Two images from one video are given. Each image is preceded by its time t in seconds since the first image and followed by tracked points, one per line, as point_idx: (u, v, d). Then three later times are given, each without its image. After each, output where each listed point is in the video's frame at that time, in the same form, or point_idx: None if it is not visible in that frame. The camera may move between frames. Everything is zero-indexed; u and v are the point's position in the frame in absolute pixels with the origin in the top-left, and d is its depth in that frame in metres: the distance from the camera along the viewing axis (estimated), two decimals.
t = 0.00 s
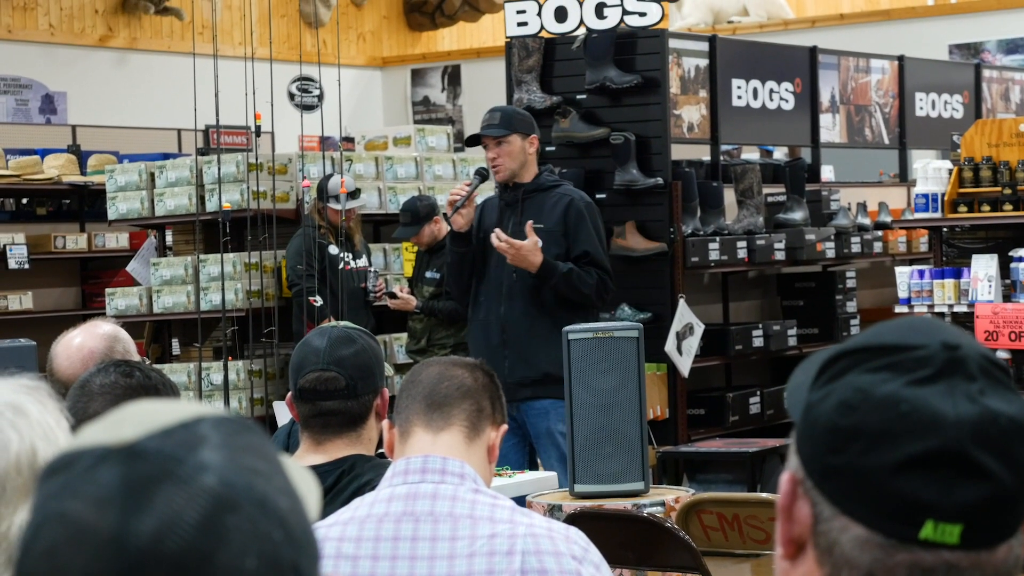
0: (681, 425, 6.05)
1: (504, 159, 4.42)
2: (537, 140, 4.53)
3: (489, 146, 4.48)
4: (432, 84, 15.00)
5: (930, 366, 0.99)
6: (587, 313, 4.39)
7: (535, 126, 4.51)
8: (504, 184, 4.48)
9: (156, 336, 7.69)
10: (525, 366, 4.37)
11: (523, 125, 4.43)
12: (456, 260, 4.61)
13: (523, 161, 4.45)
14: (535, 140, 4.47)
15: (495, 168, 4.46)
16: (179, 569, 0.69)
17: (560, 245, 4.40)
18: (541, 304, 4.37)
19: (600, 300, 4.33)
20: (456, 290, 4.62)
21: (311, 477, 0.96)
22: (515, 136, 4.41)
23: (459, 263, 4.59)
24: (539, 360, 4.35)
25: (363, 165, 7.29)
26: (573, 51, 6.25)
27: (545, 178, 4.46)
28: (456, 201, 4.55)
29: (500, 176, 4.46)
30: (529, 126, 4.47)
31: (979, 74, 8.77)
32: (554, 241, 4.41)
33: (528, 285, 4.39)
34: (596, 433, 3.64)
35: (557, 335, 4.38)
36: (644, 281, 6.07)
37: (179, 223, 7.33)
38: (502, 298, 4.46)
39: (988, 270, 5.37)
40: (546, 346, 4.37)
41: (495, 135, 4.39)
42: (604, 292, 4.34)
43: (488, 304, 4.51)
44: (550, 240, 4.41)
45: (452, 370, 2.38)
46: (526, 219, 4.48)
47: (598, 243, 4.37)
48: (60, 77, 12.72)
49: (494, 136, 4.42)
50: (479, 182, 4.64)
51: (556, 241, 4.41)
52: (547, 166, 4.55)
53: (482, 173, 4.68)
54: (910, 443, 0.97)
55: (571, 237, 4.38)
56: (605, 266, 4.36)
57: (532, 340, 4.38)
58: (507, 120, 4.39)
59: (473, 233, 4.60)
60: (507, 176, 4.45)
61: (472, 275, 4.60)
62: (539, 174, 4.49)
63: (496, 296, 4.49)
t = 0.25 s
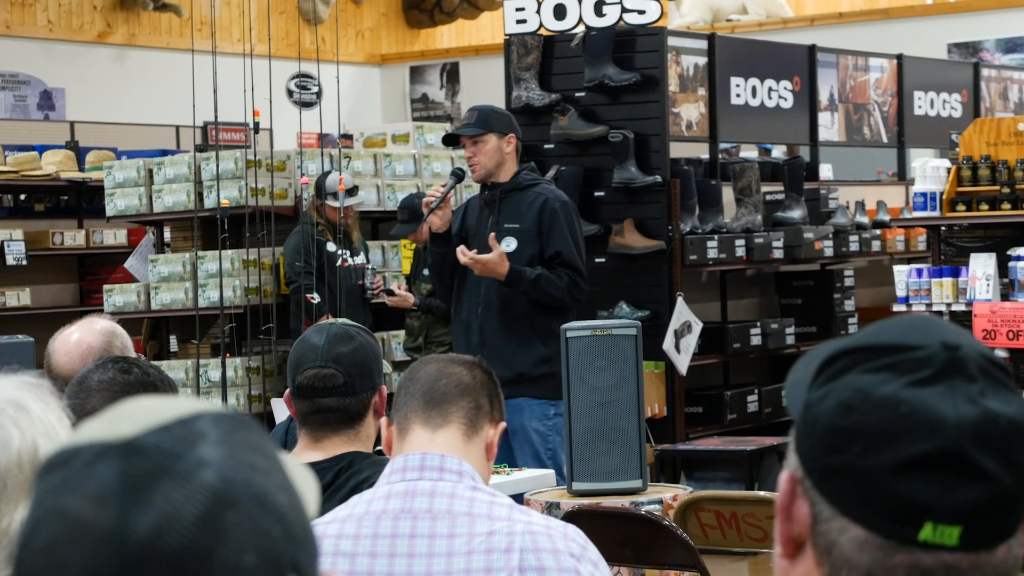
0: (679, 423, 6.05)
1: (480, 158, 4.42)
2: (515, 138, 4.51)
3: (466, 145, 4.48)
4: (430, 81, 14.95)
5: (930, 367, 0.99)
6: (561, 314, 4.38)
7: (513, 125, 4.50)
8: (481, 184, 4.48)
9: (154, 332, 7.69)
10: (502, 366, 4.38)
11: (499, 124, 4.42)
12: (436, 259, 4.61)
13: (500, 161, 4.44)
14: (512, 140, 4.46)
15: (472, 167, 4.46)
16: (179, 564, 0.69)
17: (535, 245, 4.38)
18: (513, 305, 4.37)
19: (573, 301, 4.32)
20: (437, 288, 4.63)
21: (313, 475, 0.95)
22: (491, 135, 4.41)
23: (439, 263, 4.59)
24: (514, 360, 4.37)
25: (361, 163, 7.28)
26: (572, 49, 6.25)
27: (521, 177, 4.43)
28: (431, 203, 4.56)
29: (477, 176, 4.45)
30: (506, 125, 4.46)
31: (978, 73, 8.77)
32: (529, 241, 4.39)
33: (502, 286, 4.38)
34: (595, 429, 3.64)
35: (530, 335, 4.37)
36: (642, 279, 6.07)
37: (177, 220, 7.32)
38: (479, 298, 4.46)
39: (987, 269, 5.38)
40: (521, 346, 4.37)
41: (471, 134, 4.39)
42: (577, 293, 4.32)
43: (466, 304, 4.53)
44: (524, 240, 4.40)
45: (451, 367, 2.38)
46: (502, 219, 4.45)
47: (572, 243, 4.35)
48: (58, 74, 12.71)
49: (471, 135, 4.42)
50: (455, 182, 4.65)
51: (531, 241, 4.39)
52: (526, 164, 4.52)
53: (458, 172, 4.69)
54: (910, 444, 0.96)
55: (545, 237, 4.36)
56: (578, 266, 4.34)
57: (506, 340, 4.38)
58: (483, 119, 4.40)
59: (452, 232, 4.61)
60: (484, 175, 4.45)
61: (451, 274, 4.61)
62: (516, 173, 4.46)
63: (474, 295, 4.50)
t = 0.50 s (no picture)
0: (680, 420, 6.05)
1: (465, 159, 4.35)
2: (502, 136, 4.43)
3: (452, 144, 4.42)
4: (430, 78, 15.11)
5: (932, 360, 0.99)
6: (542, 315, 4.29)
7: (500, 122, 4.41)
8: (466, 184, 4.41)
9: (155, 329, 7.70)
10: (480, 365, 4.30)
11: (483, 123, 4.34)
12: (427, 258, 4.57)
13: (485, 161, 4.37)
14: (497, 138, 4.38)
15: (458, 168, 4.40)
16: (185, 556, 0.69)
17: (517, 244, 4.32)
18: (491, 305, 4.29)
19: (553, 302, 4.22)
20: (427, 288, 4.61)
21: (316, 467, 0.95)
22: (475, 134, 4.34)
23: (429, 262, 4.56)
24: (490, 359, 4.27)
25: (362, 159, 7.27)
26: (572, 45, 6.25)
27: (506, 176, 4.36)
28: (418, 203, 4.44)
29: (462, 176, 4.39)
30: (491, 124, 4.38)
31: (978, 69, 8.77)
32: (512, 240, 4.33)
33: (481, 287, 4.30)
34: (596, 426, 3.64)
35: (508, 335, 4.27)
36: (642, 275, 6.07)
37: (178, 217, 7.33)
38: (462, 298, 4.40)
39: (988, 264, 5.39)
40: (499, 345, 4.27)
41: (453, 135, 4.33)
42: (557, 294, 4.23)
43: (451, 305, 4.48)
44: (506, 240, 4.34)
45: (452, 363, 2.38)
46: (488, 218, 4.39)
47: (554, 243, 4.27)
48: (58, 71, 12.70)
49: (455, 135, 4.36)
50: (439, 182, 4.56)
51: (513, 240, 4.33)
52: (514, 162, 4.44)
53: (442, 175, 4.62)
54: (912, 438, 0.97)
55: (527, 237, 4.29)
56: (560, 266, 4.25)
57: (484, 340, 4.29)
58: (467, 118, 4.33)
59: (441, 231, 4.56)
60: (470, 176, 4.38)
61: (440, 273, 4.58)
62: (502, 172, 4.39)
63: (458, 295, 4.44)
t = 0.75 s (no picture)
0: (681, 415, 6.04)
1: (446, 159, 4.36)
2: (485, 136, 4.41)
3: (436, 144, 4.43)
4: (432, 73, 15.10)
5: (932, 355, 0.99)
6: (519, 314, 4.26)
7: (483, 122, 4.40)
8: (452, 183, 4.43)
9: (156, 324, 7.70)
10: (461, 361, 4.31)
11: (463, 123, 4.34)
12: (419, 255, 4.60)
13: (466, 161, 4.37)
14: (478, 138, 4.36)
15: (441, 167, 4.41)
16: (199, 519, 0.68)
17: (494, 244, 4.29)
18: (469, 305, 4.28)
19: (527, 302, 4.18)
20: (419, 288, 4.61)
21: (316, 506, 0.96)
22: (455, 135, 4.34)
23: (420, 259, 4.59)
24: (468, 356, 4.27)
25: (363, 154, 7.26)
26: (574, 40, 6.23)
27: (488, 175, 4.34)
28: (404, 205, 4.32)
29: (446, 176, 4.40)
30: (473, 124, 4.37)
31: (980, 65, 8.75)
32: (491, 239, 4.30)
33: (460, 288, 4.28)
34: (596, 421, 3.63)
35: (487, 334, 4.26)
36: (644, 271, 6.07)
37: (179, 212, 7.33)
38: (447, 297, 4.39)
39: (989, 260, 5.39)
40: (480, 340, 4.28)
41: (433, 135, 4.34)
42: (531, 294, 4.19)
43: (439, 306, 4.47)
44: (484, 238, 4.30)
45: (453, 359, 2.39)
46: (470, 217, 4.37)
47: (530, 243, 4.22)
48: (59, 66, 12.69)
49: (436, 135, 4.37)
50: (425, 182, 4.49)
51: (491, 240, 4.30)
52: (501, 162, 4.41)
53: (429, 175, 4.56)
54: (912, 432, 0.96)
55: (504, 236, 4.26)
56: (534, 266, 4.20)
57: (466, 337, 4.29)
58: (447, 119, 4.33)
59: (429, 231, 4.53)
60: (454, 175, 4.40)
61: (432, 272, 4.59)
62: (486, 171, 4.38)
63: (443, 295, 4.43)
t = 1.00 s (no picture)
0: (684, 419, 6.05)
1: (422, 168, 4.31)
2: (463, 144, 4.33)
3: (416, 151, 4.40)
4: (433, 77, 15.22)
5: (931, 359, 0.96)
6: (488, 325, 4.18)
7: (461, 130, 4.32)
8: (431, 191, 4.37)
9: (158, 330, 7.71)
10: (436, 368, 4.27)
11: (439, 131, 4.27)
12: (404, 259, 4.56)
13: (442, 169, 4.30)
14: (454, 147, 4.30)
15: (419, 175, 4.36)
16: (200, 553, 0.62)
17: (463, 253, 4.20)
18: (441, 315, 4.20)
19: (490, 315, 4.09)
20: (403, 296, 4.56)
21: None
22: (431, 143, 4.29)
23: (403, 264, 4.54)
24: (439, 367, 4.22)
25: (364, 159, 7.27)
26: (574, 44, 6.25)
27: (464, 183, 4.26)
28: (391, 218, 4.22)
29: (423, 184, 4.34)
30: (449, 132, 4.29)
31: (981, 68, 8.74)
32: (461, 248, 4.21)
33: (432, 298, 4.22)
34: (599, 426, 3.64)
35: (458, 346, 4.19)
36: (645, 274, 6.07)
37: (181, 217, 7.34)
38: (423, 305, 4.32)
39: (991, 263, 5.39)
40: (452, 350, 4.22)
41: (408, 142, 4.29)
42: (495, 307, 4.09)
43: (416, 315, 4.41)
44: (455, 247, 4.21)
45: (454, 364, 2.38)
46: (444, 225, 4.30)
47: (498, 254, 4.13)
48: (61, 71, 12.72)
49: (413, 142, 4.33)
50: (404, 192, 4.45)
51: (462, 249, 4.21)
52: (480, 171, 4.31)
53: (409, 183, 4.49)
54: (912, 436, 0.93)
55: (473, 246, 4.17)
56: (499, 278, 4.10)
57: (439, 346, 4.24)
58: (423, 127, 4.28)
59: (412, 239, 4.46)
60: (431, 184, 4.34)
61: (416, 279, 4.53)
62: (463, 179, 4.30)
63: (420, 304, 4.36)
